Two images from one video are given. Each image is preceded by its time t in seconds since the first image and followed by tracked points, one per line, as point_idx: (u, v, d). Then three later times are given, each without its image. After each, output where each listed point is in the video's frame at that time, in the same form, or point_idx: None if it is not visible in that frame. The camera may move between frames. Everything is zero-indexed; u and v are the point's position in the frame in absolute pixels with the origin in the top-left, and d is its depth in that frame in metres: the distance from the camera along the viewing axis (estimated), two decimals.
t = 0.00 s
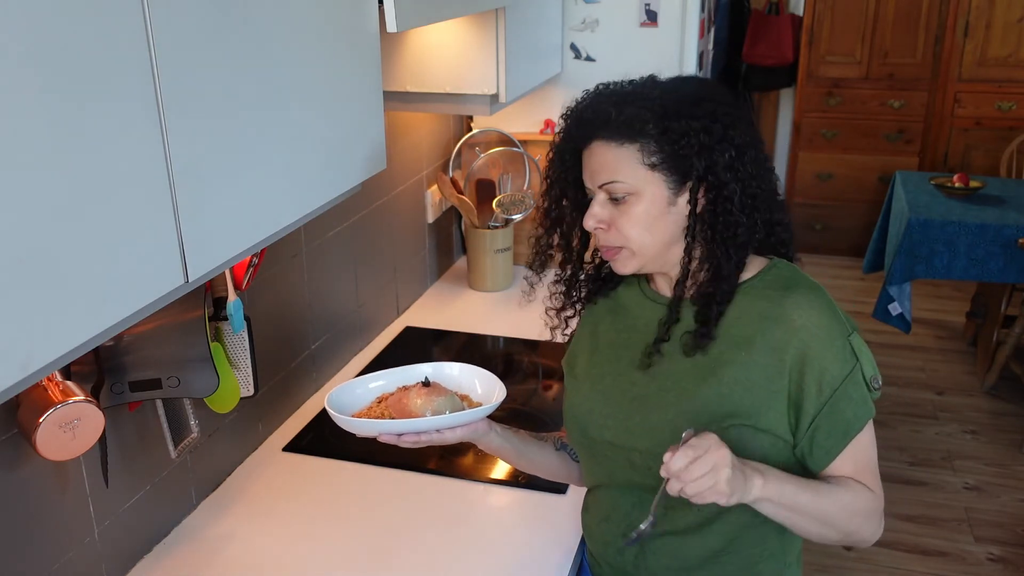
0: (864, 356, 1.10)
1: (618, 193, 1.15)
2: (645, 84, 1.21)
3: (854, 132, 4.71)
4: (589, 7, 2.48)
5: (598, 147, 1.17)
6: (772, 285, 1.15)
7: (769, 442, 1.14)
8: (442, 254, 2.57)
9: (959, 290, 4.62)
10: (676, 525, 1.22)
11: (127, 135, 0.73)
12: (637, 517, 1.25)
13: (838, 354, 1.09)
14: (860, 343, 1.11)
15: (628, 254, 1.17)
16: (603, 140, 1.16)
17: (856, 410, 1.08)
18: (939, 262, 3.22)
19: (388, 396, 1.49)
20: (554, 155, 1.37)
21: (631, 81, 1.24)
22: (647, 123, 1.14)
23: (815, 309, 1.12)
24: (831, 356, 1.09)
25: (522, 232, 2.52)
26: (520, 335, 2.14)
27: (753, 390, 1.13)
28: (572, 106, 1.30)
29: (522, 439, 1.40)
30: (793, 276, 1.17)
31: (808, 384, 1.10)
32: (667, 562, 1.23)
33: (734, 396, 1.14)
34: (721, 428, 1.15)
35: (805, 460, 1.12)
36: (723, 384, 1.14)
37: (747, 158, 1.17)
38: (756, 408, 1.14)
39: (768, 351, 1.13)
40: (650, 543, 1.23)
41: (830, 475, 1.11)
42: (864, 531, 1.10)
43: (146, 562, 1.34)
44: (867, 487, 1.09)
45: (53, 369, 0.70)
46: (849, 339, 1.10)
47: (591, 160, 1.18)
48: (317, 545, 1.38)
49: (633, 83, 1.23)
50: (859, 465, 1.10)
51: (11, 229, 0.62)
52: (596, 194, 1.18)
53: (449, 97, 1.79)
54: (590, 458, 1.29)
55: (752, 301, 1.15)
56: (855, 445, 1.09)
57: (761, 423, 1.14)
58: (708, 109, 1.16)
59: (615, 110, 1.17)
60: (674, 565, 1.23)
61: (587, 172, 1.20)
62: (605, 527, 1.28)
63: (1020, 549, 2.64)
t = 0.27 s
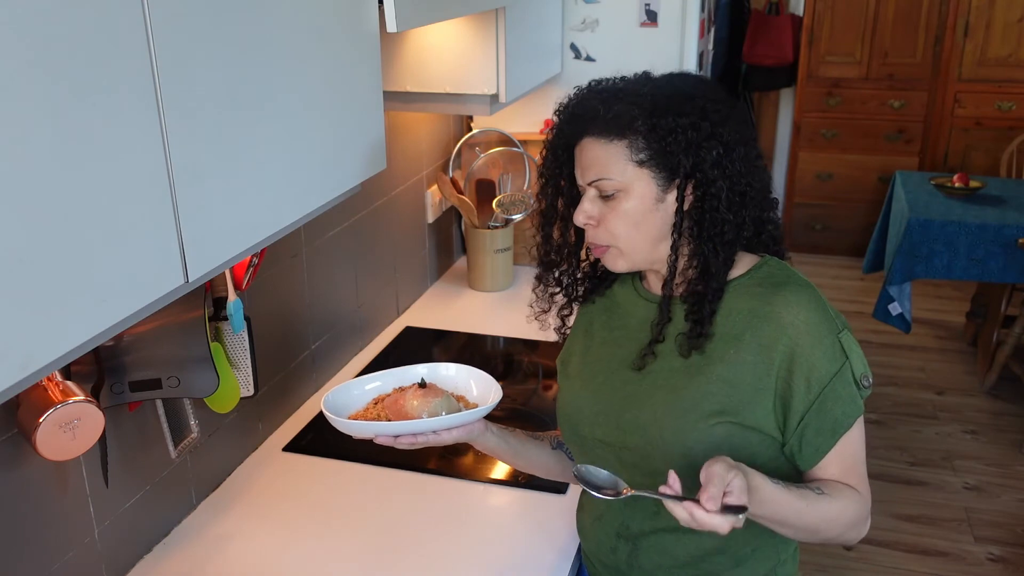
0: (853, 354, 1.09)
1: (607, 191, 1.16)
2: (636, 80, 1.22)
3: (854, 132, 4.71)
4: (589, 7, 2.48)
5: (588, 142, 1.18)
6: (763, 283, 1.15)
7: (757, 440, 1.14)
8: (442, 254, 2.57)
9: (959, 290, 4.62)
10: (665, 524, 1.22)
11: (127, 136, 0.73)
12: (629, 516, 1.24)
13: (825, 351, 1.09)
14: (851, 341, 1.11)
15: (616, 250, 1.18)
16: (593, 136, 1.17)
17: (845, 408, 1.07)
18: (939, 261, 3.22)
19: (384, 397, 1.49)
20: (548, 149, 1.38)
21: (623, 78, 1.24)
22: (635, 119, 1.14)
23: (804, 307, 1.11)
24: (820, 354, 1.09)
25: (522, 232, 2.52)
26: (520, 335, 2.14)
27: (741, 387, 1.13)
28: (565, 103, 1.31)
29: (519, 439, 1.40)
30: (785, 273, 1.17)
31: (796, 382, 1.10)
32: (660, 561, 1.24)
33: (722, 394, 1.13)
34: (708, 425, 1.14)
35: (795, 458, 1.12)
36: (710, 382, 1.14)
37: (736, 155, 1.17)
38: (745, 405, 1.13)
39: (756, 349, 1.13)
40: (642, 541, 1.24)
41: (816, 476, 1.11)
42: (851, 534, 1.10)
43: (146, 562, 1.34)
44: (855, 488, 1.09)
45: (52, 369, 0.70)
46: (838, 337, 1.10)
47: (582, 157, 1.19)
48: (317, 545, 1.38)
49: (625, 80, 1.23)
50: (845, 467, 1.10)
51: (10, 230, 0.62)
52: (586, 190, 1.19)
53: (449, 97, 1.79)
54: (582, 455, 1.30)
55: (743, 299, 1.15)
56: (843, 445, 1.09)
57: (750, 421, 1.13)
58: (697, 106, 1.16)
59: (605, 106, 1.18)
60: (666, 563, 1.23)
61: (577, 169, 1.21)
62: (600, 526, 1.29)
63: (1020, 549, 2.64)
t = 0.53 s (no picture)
0: (847, 359, 1.09)
1: (603, 193, 1.15)
2: (621, 84, 1.23)
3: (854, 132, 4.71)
4: (589, 7, 2.47)
5: (579, 143, 1.18)
6: (757, 286, 1.15)
7: (750, 443, 1.14)
8: (442, 254, 2.57)
9: (959, 290, 4.62)
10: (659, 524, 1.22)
11: (127, 136, 0.73)
12: (624, 515, 1.25)
13: (819, 357, 1.09)
14: (845, 346, 1.11)
15: (615, 251, 1.16)
16: (584, 138, 1.17)
17: (838, 414, 1.08)
18: (939, 261, 3.22)
19: (376, 400, 1.49)
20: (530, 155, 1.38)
21: (605, 83, 1.25)
22: (626, 119, 1.15)
23: (799, 312, 1.11)
24: (813, 360, 1.09)
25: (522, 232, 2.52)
26: (520, 335, 2.14)
27: (734, 392, 1.13)
28: (549, 109, 1.31)
29: (512, 440, 1.41)
30: (779, 276, 1.17)
31: (790, 387, 1.10)
32: (653, 560, 1.24)
33: (716, 399, 1.14)
34: (702, 430, 1.14)
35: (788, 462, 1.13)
36: (704, 387, 1.15)
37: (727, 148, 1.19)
38: (739, 411, 1.13)
39: (750, 353, 1.13)
40: (637, 540, 1.24)
41: (809, 477, 1.12)
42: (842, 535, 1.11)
43: (146, 562, 1.34)
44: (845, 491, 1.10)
45: (52, 369, 0.70)
46: (832, 342, 1.10)
47: (572, 161, 1.19)
48: (316, 545, 1.38)
49: (610, 84, 1.25)
50: (837, 469, 1.11)
51: (10, 229, 0.62)
52: (578, 194, 1.18)
53: (449, 97, 1.79)
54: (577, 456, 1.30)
55: (738, 302, 1.15)
56: (835, 449, 1.10)
57: (744, 425, 1.14)
58: (685, 105, 1.19)
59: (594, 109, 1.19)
60: (660, 562, 1.23)
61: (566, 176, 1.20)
62: (595, 525, 1.29)
63: (1020, 549, 2.64)
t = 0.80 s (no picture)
0: (839, 354, 1.10)
1: (612, 176, 1.14)
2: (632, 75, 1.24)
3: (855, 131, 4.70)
4: (589, 7, 2.47)
5: (589, 129, 1.17)
6: (748, 284, 1.15)
7: (746, 442, 1.15)
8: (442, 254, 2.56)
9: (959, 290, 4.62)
10: (656, 527, 1.22)
11: (127, 136, 0.74)
12: (622, 519, 1.25)
13: (812, 354, 1.09)
14: (836, 340, 1.11)
15: (622, 241, 1.15)
16: (596, 123, 1.16)
17: (832, 410, 1.08)
18: (939, 261, 3.22)
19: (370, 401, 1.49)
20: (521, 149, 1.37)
21: (615, 69, 1.25)
22: (642, 107, 1.15)
23: (790, 308, 1.11)
24: (806, 357, 1.09)
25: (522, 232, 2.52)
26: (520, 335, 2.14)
27: (729, 391, 1.13)
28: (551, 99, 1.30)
29: (503, 445, 1.41)
30: (770, 272, 1.17)
31: (783, 385, 1.10)
32: (653, 562, 1.23)
33: (711, 399, 1.14)
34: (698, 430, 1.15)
35: (782, 459, 1.13)
36: (698, 387, 1.15)
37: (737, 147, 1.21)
38: (733, 410, 1.14)
39: (743, 352, 1.13)
40: (636, 544, 1.24)
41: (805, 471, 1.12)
42: (839, 526, 1.12)
43: (146, 562, 1.34)
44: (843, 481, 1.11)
45: (52, 369, 0.70)
46: (824, 337, 1.10)
47: (579, 147, 1.18)
48: (316, 545, 1.38)
49: (619, 73, 1.25)
50: (832, 461, 1.11)
51: (10, 229, 0.62)
52: (586, 178, 1.16)
53: (449, 97, 1.79)
54: (572, 458, 1.31)
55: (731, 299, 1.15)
56: (832, 441, 1.10)
57: (738, 424, 1.14)
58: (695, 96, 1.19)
59: (603, 97, 1.18)
60: (660, 565, 1.23)
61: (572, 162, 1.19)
62: (594, 530, 1.29)
63: (1020, 549, 2.64)
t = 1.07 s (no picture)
0: (840, 353, 1.10)
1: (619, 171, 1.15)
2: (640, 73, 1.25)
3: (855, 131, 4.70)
4: (589, 7, 2.47)
5: (598, 122, 1.18)
6: (749, 284, 1.15)
7: (748, 442, 1.14)
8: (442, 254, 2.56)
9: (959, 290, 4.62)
10: (654, 526, 1.22)
11: (127, 136, 0.74)
12: (619, 518, 1.25)
13: (814, 353, 1.09)
14: (837, 339, 1.11)
15: (622, 234, 1.15)
16: (604, 117, 1.17)
17: (834, 408, 1.08)
18: (939, 261, 3.22)
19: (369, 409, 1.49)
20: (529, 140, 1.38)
21: (624, 66, 1.26)
22: (651, 103, 1.16)
23: (791, 307, 1.12)
24: (808, 355, 1.09)
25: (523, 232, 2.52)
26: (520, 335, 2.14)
27: (730, 391, 1.13)
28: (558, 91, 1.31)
29: (503, 445, 1.42)
30: (770, 272, 1.17)
31: (785, 384, 1.10)
32: (651, 560, 1.24)
33: (712, 399, 1.14)
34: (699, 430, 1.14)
35: (784, 458, 1.13)
36: (698, 386, 1.14)
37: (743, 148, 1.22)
38: (733, 410, 1.13)
39: (745, 351, 1.13)
40: (634, 543, 1.24)
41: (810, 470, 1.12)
42: (841, 525, 1.13)
43: (146, 562, 1.34)
44: (845, 482, 1.11)
45: (52, 369, 0.70)
46: (824, 337, 1.10)
47: (587, 139, 1.18)
48: (317, 545, 1.38)
49: (628, 69, 1.25)
50: (834, 459, 1.12)
51: (10, 229, 0.62)
52: (592, 173, 1.17)
53: (449, 97, 1.79)
54: (570, 459, 1.30)
55: (731, 299, 1.15)
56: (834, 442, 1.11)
57: (739, 424, 1.14)
58: (702, 96, 1.20)
59: (612, 92, 1.19)
60: (658, 563, 1.23)
61: (579, 155, 1.19)
62: (593, 529, 1.28)
63: (1020, 549, 2.64)
